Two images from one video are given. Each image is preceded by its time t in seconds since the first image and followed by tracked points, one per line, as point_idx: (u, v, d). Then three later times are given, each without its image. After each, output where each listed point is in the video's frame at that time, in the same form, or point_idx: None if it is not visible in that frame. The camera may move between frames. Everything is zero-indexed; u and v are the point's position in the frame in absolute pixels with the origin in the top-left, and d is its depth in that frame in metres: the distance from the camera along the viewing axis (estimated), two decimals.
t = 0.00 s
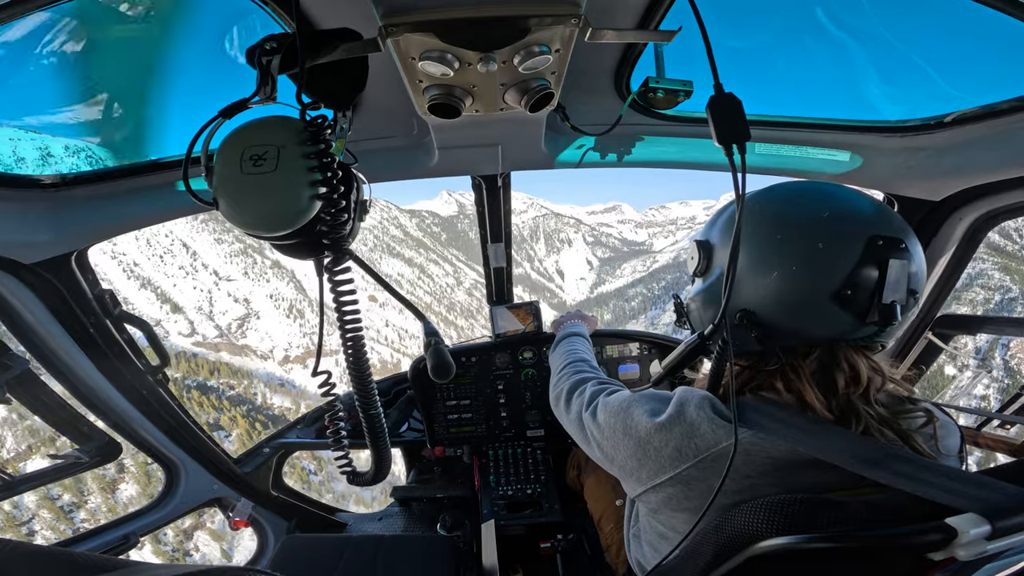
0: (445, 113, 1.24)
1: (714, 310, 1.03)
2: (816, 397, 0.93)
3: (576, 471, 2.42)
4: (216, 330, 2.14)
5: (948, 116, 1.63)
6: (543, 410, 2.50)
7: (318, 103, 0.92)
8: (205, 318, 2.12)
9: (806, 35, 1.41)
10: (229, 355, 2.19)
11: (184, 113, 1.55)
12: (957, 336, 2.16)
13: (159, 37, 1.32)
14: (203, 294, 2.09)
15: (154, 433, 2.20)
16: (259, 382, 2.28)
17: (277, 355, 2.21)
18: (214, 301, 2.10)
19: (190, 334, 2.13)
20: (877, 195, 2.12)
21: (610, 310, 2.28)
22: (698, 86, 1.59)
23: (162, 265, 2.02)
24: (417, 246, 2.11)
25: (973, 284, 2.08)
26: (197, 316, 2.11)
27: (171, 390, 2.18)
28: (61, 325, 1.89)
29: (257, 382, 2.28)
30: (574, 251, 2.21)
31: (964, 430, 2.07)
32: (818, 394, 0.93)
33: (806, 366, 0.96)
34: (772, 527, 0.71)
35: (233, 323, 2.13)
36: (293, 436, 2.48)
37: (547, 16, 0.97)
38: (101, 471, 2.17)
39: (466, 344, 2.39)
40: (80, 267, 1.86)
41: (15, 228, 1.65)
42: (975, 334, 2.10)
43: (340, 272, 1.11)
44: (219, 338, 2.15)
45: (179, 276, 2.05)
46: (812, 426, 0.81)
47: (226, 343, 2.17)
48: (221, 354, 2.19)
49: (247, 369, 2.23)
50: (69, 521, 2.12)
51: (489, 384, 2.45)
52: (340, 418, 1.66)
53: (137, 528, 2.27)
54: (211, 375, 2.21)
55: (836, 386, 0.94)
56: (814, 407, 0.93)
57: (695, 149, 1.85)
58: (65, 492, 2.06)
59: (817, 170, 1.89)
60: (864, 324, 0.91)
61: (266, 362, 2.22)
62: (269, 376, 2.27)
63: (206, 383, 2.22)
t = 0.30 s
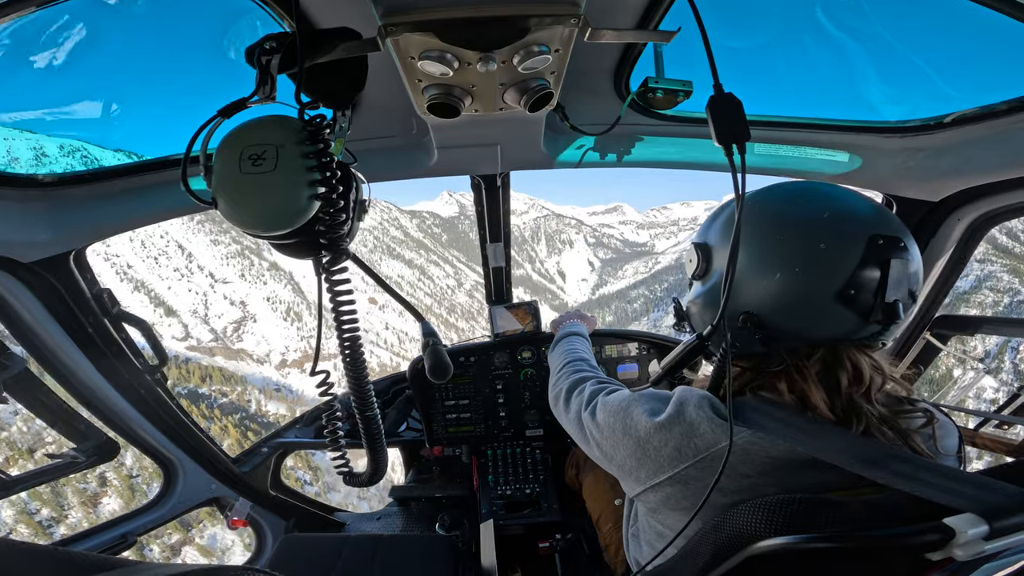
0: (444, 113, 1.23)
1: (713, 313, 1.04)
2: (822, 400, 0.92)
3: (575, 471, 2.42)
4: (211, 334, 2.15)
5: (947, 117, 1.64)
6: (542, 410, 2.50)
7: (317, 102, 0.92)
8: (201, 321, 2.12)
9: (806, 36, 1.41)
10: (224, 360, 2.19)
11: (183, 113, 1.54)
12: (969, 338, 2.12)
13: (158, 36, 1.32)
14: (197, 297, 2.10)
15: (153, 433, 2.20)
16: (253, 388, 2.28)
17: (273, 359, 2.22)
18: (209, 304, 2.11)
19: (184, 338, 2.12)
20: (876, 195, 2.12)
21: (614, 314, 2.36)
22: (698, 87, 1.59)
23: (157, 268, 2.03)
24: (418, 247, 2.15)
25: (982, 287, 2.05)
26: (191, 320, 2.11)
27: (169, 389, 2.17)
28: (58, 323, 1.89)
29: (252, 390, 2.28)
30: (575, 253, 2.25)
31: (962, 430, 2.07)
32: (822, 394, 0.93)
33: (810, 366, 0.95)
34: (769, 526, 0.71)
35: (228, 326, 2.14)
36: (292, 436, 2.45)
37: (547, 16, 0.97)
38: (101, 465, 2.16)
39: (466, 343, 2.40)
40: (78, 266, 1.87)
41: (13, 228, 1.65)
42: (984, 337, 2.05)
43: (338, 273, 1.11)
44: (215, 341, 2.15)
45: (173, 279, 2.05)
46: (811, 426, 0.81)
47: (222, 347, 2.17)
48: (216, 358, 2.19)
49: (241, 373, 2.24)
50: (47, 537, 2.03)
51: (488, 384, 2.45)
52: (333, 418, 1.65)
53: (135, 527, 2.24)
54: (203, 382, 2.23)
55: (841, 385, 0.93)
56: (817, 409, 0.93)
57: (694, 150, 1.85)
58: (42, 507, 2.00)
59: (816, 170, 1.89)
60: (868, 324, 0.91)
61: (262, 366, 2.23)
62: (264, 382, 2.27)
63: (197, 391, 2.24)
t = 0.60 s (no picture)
0: (445, 113, 1.24)
1: (713, 316, 1.04)
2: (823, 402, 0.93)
3: (573, 471, 2.43)
4: (206, 338, 2.14)
5: (946, 118, 1.64)
6: (541, 410, 2.50)
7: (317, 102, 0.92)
8: (195, 324, 2.11)
9: (806, 38, 1.41)
10: (220, 364, 2.19)
11: (184, 112, 1.55)
12: (977, 340, 2.09)
13: (159, 36, 1.32)
14: (192, 300, 2.08)
15: (151, 433, 2.20)
16: (247, 396, 2.30)
17: (270, 363, 2.23)
18: (204, 307, 2.10)
19: (178, 342, 2.11)
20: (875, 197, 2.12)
21: (615, 315, 2.35)
22: (698, 88, 1.60)
23: (152, 270, 2.02)
24: (420, 248, 2.15)
25: (991, 288, 2.02)
26: (186, 323, 2.10)
27: (166, 387, 2.16)
28: (56, 322, 1.88)
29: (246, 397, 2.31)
30: (576, 253, 2.25)
31: (960, 431, 2.07)
32: (824, 395, 0.94)
33: (812, 368, 0.95)
34: (766, 528, 0.71)
35: (224, 330, 2.14)
36: (290, 435, 2.48)
37: (548, 16, 0.97)
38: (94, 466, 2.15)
39: (466, 343, 2.39)
40: (76, 264, 1.85)
41: (11, 226, 1.64)
42: (994, 339, 1.99)
43: (343, 271, 1.12)
44: (209, 346, 2.15)
45: (168, 281, 2.05)
46: (808, 427, 0.81)
47: (217, 351, 2.17)
48: (211, 362, 2.19)
49: (235, 379, 2.25)
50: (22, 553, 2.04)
51: (486, 384, 2.45)
52: (342, 415, 1.65)
53: (133, 526, 2.25)
54: (195, 390, 2.22)
55: (841, 386, 0.94)
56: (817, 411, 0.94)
57: (694, 151, 1.85)
58: (21, 522, 1.98)
59: (816, 171, 1.89)
60: (870, 325, 0.91)
61: (260, 371, 2.24)
62: (258, 389, 2.29)
63: (189, 399, 2.22)
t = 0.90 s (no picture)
0: (445, 114, 1.24)
1: (713, 318, 1.04)
2: (824, 404, 0.93)
3: (572, 472, 2.43)
4: (201, 343, 2.16)
5: (946, 120, 1.65)
6: (540, 411, 2.50)
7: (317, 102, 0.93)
8: (190, 328, 2.13)
9: (806, 40, 1.42)
10: (214, 368, 2.22)
11: (185, 111, 1.55)
12: (990, 344, 2.02)
13: (161, 36, 1.32)
14: (187, 303, 2.11)
15: (151, 433, 2.20)
16: (241, 403, 2.32)
17: (266, 368, 2.25)
18: (199, 311, 2.13)
19: (172, 347, 2.12)
20: (875, 199, 2.13)
21: (615, 316, 2.31)
22: (698, 89, 1.60)
23: (146, 272, 2.03)
24: (421, 249, 2.16)
25: (1001, 292, 1.97)
26: (180, 327, 2.11)
27: (165, 387, 2.15)
28: (56, 322, 1.88)
29: (239, 407, 2.33)
30: (578, 254, 2.22)
31: (959, 432, 2.08)
32: (823, 398, 0.94)
33: (811, 369, 0.96)
34: (766, 529, 0.71)
35: (219, 334, 2.16)
36: (289, 436, 2.44)
37: (549, 17, 0.97)
38: (74, 480, 2.09)
39: (465, 344, 2.39)
40: (76, 263, 1.85)
41: (11, 226, 1.65)
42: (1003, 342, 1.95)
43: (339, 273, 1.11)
44: (204, 350, 2.18)
45: (162, 284, 2.06)
46: (808, 428, 0.81)
47: (211, 356, 2.20)
48: (205, 367, 2.22)
49: (229, 386, 2.28)
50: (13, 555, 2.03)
51: (486, 385, 2.45)
52: (334, 415, 1.65)
53: (131, 526, 2.25)
54: (186, 400, 2.23)
55: (841, 387, 0.94)
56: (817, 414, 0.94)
57: (694, 153, 1.86)
58: None
59: (816, 173, 1.89)
60: (870, 327, 0.91)
61: (257, 377, 2.26)
62: (253, 396, 2.31)
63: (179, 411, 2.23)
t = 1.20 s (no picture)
0: (447, 114, 1.24)
1: (713, 319, 1.04)
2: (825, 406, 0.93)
3: (572, 473, 2.44)
4: (195, 347, 2.15)
5: (947, 123, 1.65)
6: (539, 412, 2.50)
7: (318, 101, 0.93)
8: (184, 333, 2.12)
9: (808, 42, 1.42)
10: (209, 373, 2.20)
11: (186, 110, 1.55)
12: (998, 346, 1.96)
13: (164, 35, 1.33)
14: (181, 307, 2.09)
15: (150, 432, 2.20)
16: (234, 411, 2.32)
17: (263, 373, 2.24)
18: (194, 314, 2.11)
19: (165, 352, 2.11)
20: (876, 202, 2.13)
21: (619, 318, 2.36)
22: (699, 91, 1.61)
23: (140, 275, 2.02)
24: (421, 249, 2.16)
25: (1010, 292, 1.99)
26: (173, 332, 2.10)
27: (165, 386, 2.15)
28: (56, 321, 1.88)
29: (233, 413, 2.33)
30: (580, 256, 2.26)
31: (959, 436, 2.08)
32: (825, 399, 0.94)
33: (812, 371, 0.95)
34: (763, 531, 0.70)
35: (215, 338, 2.15)
36: (288, 435, 2.44)
37: (550, 19, 0.98)
38: (54, 494, 2.05)
39: (463, 345, 2.40)
40: (77, 262, 1.85)
41: (11, 224, 1.65)
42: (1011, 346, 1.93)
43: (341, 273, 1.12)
44: (198, 355, 2.17)
45: (156, 287, 2.05)
46: (808, 431, 0.81)
47: (206, 360, 2.18)
48: (199, 373, 2.21)
49: (223, 393, 2.28)
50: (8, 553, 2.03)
51: (485, 386, 2.45)
52: (333, 417, 1.65)
53: (129, 525, 2.26)
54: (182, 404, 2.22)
55: (841, 390, 0.94)
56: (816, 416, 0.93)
57: (696, 155, 1.86)
58: None
59: (818, 175, 1.89)
60: (870, 328, 0.91)
61: (252, 382, 2.25)
62: (247, 403, 2.31)
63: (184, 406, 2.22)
